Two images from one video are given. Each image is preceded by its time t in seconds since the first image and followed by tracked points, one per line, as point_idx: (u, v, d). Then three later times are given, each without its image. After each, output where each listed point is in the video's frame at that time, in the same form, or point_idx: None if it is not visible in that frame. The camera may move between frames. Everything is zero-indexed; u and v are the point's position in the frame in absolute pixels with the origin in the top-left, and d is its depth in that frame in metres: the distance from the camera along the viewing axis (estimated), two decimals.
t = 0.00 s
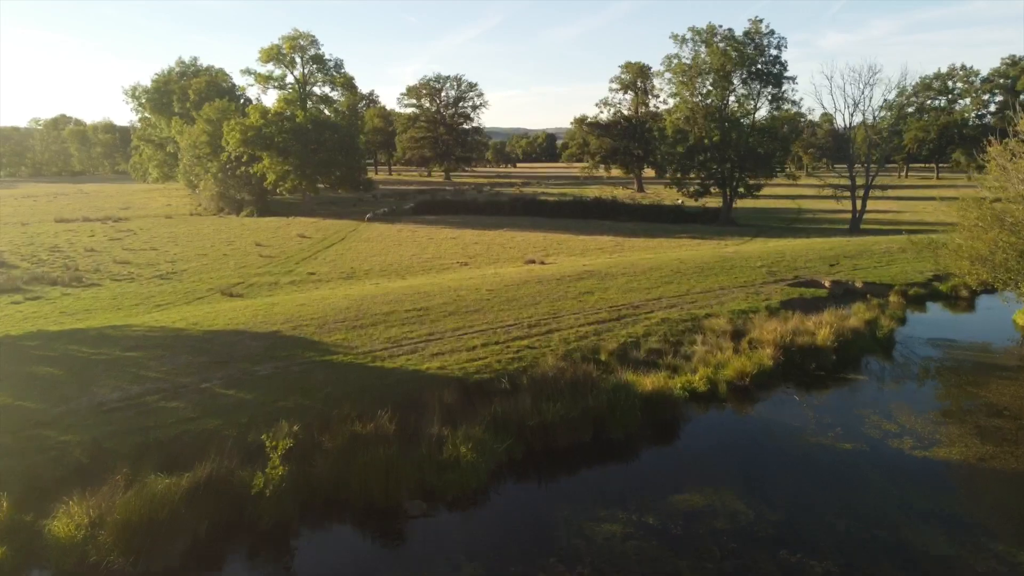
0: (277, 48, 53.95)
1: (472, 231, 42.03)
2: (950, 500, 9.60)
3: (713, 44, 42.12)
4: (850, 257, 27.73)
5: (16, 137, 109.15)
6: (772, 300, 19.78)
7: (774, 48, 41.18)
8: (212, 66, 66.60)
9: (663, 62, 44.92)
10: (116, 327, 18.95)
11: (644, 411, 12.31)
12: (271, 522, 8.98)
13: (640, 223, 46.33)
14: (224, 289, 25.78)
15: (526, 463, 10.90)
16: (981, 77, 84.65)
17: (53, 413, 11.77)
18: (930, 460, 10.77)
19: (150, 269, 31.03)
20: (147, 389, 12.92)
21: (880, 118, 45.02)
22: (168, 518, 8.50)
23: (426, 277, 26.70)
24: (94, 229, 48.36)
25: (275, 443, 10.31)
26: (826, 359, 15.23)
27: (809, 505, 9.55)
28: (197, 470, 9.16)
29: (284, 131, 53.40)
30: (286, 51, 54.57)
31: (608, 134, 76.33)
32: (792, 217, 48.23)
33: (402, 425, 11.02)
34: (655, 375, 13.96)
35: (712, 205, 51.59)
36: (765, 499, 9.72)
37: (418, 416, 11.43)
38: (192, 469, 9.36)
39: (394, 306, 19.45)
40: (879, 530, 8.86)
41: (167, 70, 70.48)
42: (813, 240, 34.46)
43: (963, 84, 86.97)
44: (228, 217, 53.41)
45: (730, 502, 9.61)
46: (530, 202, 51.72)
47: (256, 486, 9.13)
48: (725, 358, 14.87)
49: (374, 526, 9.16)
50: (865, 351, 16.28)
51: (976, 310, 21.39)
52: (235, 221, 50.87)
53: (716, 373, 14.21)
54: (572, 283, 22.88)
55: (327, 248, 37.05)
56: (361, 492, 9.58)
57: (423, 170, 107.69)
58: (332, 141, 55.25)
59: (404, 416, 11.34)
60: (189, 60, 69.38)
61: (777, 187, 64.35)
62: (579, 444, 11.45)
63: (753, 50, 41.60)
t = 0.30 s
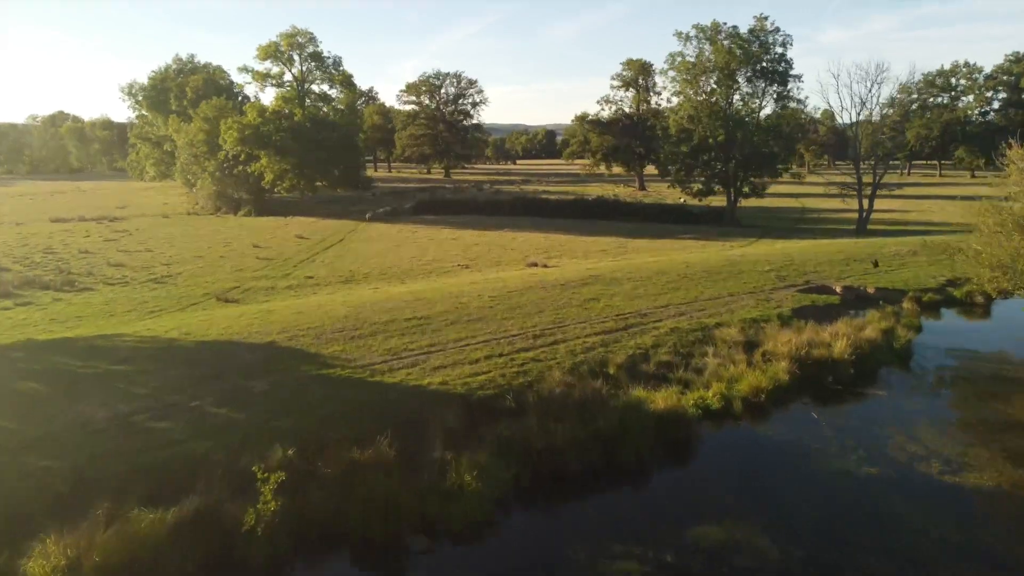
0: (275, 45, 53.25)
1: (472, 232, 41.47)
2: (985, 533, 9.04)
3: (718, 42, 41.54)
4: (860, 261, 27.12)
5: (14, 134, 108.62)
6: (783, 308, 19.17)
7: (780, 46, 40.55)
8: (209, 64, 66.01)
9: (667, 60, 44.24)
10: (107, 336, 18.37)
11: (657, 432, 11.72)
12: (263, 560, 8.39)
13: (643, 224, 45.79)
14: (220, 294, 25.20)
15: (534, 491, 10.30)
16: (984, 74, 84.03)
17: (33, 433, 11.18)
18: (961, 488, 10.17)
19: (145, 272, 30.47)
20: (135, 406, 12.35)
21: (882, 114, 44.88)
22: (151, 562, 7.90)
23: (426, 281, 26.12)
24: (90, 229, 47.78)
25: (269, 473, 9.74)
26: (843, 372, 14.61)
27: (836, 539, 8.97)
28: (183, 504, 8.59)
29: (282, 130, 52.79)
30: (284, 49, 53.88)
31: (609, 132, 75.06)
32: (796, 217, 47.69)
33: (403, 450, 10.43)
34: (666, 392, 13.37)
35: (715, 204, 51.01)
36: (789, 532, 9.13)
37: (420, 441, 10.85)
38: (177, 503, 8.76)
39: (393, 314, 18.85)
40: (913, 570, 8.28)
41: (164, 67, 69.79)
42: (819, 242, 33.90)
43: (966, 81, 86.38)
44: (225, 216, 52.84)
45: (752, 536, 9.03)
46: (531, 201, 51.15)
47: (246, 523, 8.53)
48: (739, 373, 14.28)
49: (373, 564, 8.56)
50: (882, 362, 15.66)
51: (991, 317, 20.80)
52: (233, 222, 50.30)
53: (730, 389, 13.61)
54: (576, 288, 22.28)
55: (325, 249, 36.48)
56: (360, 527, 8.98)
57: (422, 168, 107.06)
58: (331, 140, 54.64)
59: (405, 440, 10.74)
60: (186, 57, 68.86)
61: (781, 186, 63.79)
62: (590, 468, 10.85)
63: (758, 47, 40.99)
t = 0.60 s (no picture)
0: (272, 40, 52.42)
1: (473, 231, 40.82)
2: None
3: (723, 38, 40.81)
4: (872, 263, 26.42)
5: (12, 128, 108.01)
6: (797, 317, 18.48)
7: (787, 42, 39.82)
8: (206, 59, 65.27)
9: (672, 56, 43.48)
10: (96, 346, 17.68)
11: (672, 458, 11.07)
12: None
13: (646, 223, 45.12)
14: (214, 299, 24.53)
15: (543, 526, 9.68)
16: (989, 69, 83.10)
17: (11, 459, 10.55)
18: (998, 522, 9.53)
19: (139, 274, 29.84)
20: (121, 429, 11.70)
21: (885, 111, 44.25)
22: None
23: (426, 285, 25.46)
24: (85, 227, 47.11)
25: (258, 517, 9.10)
26: (865, 389, 13.92)
27: None
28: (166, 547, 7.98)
29: (280, 127, 52.09)
30: (282, 44, 53.07)
31: (613, 128, 74.68)
32: (802, 216, 47.03)
33: (403, 483, 9.82)
34: (680, 412, 12.71)
35: (719, 203, 50.33)
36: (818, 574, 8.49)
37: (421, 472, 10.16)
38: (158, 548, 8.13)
39: (393, 323, 18.19)
40: None
41: (160, 62, 68.96)
42: (828, 243, 33.22)
43: (970, 76, 85.47)
44: (222, 214, 52.16)
45: None
46: (533, 199, 50.48)
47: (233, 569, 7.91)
48: (755, 390, 13.61)
49: None
50: (903, 376, 14.98)
51: (1011, 324, 20.12)
52: (230, 220, 49.64)
53: (747, 406, 12.94)
54: (582, 293, 21.58)
55: (324, 249, 35.81)
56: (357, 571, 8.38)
57: (422, 163, 106.25)
58: (329, 137, 53.87)
59: (406, 470, 10.10)
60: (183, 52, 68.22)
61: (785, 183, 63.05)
62: (602, 499, 10.22)
63: (765, 43, 40.25)
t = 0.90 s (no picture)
0: (270, 36, 51.64)
1: (474, 230, 40.23)
2: None
3: (729, 33, 40.12)
4: (882, 266, 25.81)
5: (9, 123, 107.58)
6: (811, 326, 17.88)
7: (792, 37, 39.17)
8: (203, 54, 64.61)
9: (676, 51, 42.77)
10: (85, 355, 17.08)
11: (688, 482, 10.50)
12: None
13: (649, 221, 44.54)
14: (209, 303, 23.92)
15: (553, 559, 9.15)
16: (993, 64, 82.32)
17: None
18: None
19: (134, 275, 29.30)
20: (107, 452, 11.10)
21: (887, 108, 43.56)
22: None
23: (427, 288, 24.88)
24: (81, 225, 46.49)
25: (248, 561, 8.55)
26: (886, 403, 13.33)
27: None
28: None
29: (278, 124, 51.51)
30: (280, 39, 52.30)
31: (613, 124, 74.00)
32: (807, 214, 46.42)
33: (405, 519, 9.32)
34: (695, 431, 12.14)
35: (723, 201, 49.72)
36: None
37: (422, 507, 9.61)
38: None
39: (394, 331, 17.58)
40: None
41: (157, 57, 68.26)
42: (835, 243, 32.65)
43: (974, 71, 84.69)
44: (220, 212, 51.57)
45: None
46: (534, 197, 49.89)
47: None
48: (772, 406, 13.02)
49: None
50: (925, 389, 14.39)
51: None
52: (228, 218, 49.07)
53: (765, 425, 12.36)
54: (588, 298, 20.97)
55: (322, 249, 35.25)
56: None
57: (422, 158, 105.59)
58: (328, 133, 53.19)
59: (408, 502, 9.59)
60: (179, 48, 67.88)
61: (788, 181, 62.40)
62: (616, 527, 9.67)
63: (771, 39, 39.59)
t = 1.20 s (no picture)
0: (268, 30, 50.79)
1: (475, 230, 39.57)
2: None
3: (735, 28, 39.31)
4: (895, 269, 25.14)
5: (5, 117, 106.66)
6: (827, 336, 17.19)
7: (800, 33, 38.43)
8: (200, 48, 63.79)
9: (681, 47, 41.92)
10: (72, 366, 16.36)
11: (708, 515, 9.86)
12: None
13: (653, 220, 43.90)
14: (203, 308, 23.22)
15: None
16: (998, 58, 81.61)
17: None
18: None
19: (127, 277, 28.65)
20: (88, 480, 10.40)
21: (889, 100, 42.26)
22: None
23: (428, 292, 24.20)
24: (75, 223, 45.71)
25: None
26: (912, 423, 12.67)
27: None
28: None
29: (276, 120, 50.77)
30: (277, 34, 51.43)
31: (615, 120, 73.21)
32: (813, 213, 45.76)
33: (407, 565, 8.74)
34: (713, 456, 11.48)
35: (727, 199, 49.06)
36: None
37: (424, 552, 8.99)
38: None
39: (393, 341, 16.89)
40: None
41: (153, 51, 67.45)
42: (844, 243, 32.04)
43: (979, 65, 83.81)
44: (217, 209, 50.86)
45: None
46: (536, 195, 49.21)
47: None
48: (793, 428, 12.35)
49: None
50: (950, 406, 13.73)
51: None
52: (225, 215, 48.38)
53: (786, 448, 11.70)
54: (594, 305, 20.28)
55: (320, 250, 34.56)
56: None
57: (421, 153, 104.76)
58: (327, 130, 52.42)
59: (411, 547, 9.03)
60: (174, 43, 67.27)
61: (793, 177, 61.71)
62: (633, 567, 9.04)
63: (778, 34, 38.83)
